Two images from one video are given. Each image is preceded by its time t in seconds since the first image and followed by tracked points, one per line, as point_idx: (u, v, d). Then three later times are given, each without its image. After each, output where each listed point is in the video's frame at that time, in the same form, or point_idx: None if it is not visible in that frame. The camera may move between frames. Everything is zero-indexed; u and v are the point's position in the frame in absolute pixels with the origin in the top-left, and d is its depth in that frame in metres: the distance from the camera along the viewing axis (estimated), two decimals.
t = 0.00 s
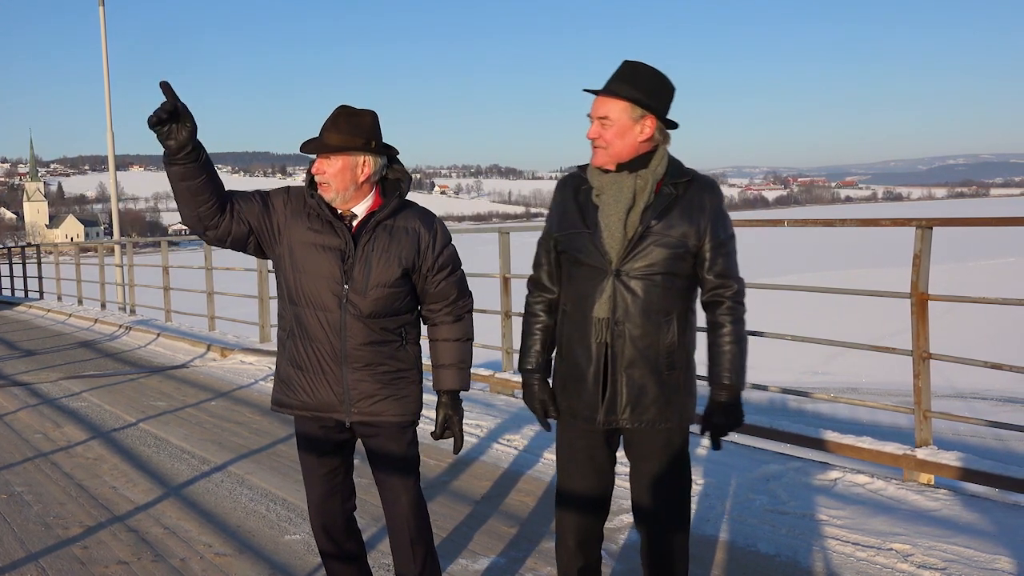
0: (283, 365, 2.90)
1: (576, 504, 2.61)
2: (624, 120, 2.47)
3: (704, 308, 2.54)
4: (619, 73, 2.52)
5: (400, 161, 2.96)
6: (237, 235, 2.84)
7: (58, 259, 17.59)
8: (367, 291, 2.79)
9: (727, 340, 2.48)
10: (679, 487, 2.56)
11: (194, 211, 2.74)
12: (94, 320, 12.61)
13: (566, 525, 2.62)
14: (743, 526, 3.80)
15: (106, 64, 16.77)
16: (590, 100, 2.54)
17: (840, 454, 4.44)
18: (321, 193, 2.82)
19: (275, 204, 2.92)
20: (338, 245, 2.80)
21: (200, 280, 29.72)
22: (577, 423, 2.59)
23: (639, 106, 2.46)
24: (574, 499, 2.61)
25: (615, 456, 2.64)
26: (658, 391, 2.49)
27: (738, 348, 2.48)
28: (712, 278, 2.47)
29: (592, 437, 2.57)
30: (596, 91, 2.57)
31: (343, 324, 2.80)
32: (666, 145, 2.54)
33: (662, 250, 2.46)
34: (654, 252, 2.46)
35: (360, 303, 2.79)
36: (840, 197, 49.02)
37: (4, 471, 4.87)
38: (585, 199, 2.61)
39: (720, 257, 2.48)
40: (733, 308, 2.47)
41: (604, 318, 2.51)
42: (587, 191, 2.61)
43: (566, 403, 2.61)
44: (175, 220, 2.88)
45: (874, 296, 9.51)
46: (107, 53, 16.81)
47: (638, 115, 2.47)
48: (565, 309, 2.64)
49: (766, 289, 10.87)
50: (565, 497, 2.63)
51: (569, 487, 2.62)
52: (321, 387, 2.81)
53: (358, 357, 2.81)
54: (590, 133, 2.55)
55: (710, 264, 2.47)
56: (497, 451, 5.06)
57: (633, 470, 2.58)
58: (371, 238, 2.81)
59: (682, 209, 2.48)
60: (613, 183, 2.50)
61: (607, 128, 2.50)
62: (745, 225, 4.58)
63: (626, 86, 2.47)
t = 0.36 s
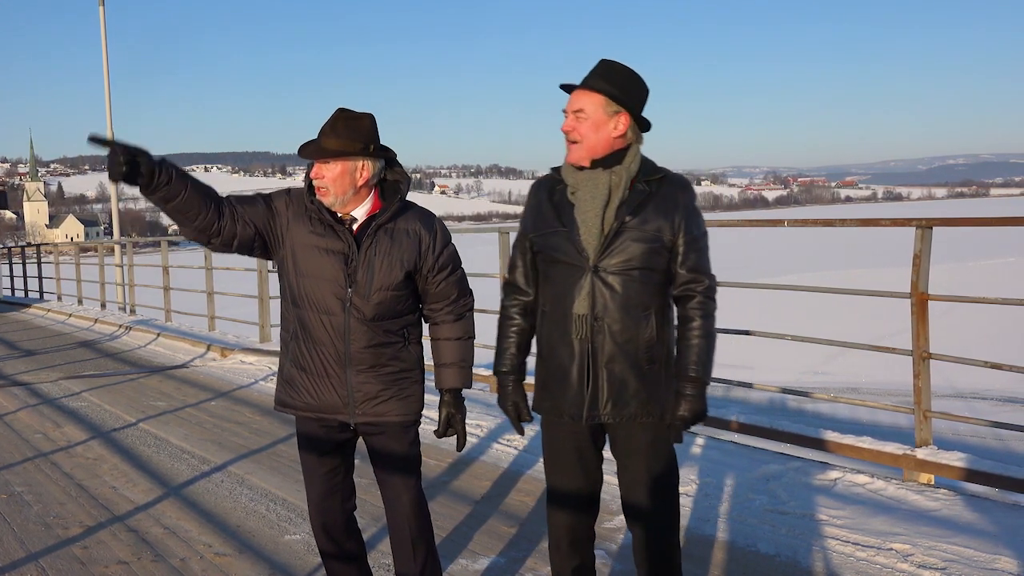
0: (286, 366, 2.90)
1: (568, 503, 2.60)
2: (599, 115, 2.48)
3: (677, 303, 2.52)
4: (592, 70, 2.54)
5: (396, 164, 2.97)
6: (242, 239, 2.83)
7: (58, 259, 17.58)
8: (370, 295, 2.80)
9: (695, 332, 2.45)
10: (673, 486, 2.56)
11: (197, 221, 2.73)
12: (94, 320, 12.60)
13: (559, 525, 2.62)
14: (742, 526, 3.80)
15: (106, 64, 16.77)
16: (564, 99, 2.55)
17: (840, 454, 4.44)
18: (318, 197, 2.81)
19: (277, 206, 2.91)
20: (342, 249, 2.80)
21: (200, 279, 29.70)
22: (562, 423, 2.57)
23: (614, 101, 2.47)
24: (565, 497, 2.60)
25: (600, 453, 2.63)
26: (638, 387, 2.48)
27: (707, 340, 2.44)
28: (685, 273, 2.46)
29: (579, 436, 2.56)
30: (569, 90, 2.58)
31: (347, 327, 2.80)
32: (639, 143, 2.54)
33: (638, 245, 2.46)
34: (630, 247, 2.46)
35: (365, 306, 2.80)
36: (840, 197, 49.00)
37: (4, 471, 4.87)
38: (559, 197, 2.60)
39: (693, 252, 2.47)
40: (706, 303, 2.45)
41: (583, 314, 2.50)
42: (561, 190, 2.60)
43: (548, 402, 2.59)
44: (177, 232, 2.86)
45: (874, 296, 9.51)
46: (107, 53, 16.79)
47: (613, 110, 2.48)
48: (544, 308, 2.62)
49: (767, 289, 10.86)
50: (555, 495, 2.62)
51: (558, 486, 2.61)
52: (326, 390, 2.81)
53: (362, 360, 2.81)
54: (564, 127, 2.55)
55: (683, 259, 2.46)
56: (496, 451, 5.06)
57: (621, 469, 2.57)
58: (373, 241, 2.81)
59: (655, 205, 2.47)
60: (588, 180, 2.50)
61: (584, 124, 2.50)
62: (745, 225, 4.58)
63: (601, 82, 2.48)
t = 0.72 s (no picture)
0: (287, 370, 2.91)
1: (558, 501, 2.59)
2: (578, 111, 2.49)
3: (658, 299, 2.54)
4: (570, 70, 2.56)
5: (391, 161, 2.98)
6: (242, 246, 2.84)
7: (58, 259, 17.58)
8: (371, 297, 2.80)
9: (678, 330, 2.48)
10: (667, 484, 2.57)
11: (195, 233, 2.76)
12: (94, 320, 12.60)
13: (550, 523, 2.61)
14: (742, 526, 3.80)
15: (106, 64, 16.74)
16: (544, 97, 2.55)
17: (840, 454, 4.44)
18: (324, 201, 2.80)
19: (276, 212, 2.92)
20: (343, 251, 2.80)
21: (200, 280, 29.71)
22: (551, 421, 2.55)
23: (593, 98, 2.49)
24: (557, 495, 2.59)
25: (588, 451, 2.62)
26: (624, 382, 2.48)
27: (691, 334, 2.47)
28: (667, 268, 2.47)
29: (568, 432, 2.55)
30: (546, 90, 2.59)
31: (349, 330, 2.80)
32: (615, 144, 2.56)
33: (619, 241, 2.47)
34: (611, 242, 2.47)
35: (366, 309, 2.80)
36: (840, 196, 49.00)
37: (4, 471, 4.87)
38: (538, 196, 2.59)
39: (672, 247, 2.49)
40: (687, 297, 2.48)
41: (567, 310, 2.49)
42: (539, 190, 2.59)
43: (534, 400, 2.56)
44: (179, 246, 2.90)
45: (874, 296, 9.50)
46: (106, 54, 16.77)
47: (592, 107, 2.49)
48: (526, 307, 2.60)
49: (767, 289, 10.86)
50: (544, 494, 2.61)
51: (547, 485, 2.60)
52: (328, 393, 2.81)
53: (364, 362, 2.81)
54: (542, 122, 2.55)
55: (664, 254, 2.48)
56: (496, 451, 5.06)
57: (609, 466, 2.57)
58: (373, 244, 2.82)
59: (634, 201, 2.49)
60: (567, 177, 2.49)
61: (565, 121, 2.50)
62: (745, 225, 4.58)
63: (580, 79, 2.50)
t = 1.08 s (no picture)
0: (286, 370, 2.91)
1: (554, 500, 2.58)
2: (565, 108, 2.50)
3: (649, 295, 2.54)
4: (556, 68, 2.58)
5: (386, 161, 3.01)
6: (242, 246, 2.83)
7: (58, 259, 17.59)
8: (371, 297, 2.80)
9: (671, 324, 2.48)
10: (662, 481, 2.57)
11: (196, 233, 2.75)
12: (94, 320, 12.61)
13: (548, 523, 2.60)
14: (742, 526, 3.80)
15: (107, 62, 16.70)
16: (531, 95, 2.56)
17: (839, 454, 4.44)
18: (327, 200, 2.79)
19: (277, 212, 2.91)
20: (343, 251, 2.81)
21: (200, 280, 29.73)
22: (546, 420, 2.55)
23: (580, 94, 2.49)
24: (552, 495, 2.58)
25: (582, 450, 2.62)
26: (617, 378, 2.49)
27: (683, 328, 2.48)
28: (657, 264, 2.49)
29: (560, 430, 2.54)
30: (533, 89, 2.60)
31: (348, 330, 2.80)
32: (601, 142, 2.56)
33: (608, 238, 2.47)
34: (600, 239, 2.47)
35: (366, 308, 2.80)
36: (840, 196, 49.00)
37: (4, 471, 4.87)
38: (524, 195, 2.59)
39: (661, 242, 2.50)
40: (678, 292, 2.49)
41: (558, 308, 2.49)
42: (526, 189, 2.59)
43: (527, 399, 2.55)
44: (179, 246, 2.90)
45: (873, 296, 9.50)
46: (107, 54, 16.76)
47: (578, 104, 2.50)
48: (516, 306, 2.59)
49: (767, 289, 10.85)
50: (540, 494, 2.60)
51: (542, 483, 2.59)
52: (328, 392, 2.81)
53: (364, 362, 2.81)
54: (528, 118, 2.56)
55: (653, 250, 2.49)
56: (496, 451, 5.06)
57: (603, 464, 2.56)
58: (373, 244, 2.82)
59: (622, 198, 2.50)
60: (556, 174, 2.50)
61: (554, 119, 2.51)
62: (745, 225, 4.57)
63: (567, 76, 2.51)
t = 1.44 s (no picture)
0: (286, 370, 2.90)
1: (559, 502, 2.58)
2: (553, 111, 2.48)
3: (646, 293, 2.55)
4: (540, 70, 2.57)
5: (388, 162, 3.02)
6: (243, 246, 2.83)
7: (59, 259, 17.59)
8: (370, 297, 2.80)
9: (670, 321, 2.49)
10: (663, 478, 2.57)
11: (196, 232, 2.75)
12: (95, 320, 12.61)
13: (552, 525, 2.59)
14: (743, 526, 3.80)
15: (108, 60, 16.64)
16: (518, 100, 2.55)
17: (840, 454, 4.44)
18: (327, 199, 2.79)
19: (278, 211, 2.91)
20: (343, 252, 2.81)
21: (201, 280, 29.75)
22: (549, 423, 2.55)
23: (566, 97, 2.48)
24: (555, 495, 2.57)
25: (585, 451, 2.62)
26: (620, 379, 2.49)
27: (683, 324, 2.48)
28: (654, 261, 2.49)
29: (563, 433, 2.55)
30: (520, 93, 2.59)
31: (348, 330, 2.80)
32: (590, 143, 2.56)
33: (605, 239, 2.48)
34: (598, 241, 2.48)
35: (368, 308, 2.81)
36: (841, 196, 48.99)
37: (5, 471, 4.87)
38: (519, 200, 2.58)
39: (656, 240, 2.51)
40: (676, 288, 2.50)
41: (559, 312, 2.48)
42: (519, 194, 2.58)
43: (534, 403, 2.55)
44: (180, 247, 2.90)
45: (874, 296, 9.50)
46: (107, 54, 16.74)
47: (565, 106, 2.49)
48: (515, 311, 2.59)
49: (768, 289, 10.86)
50: (544, 497, 2.59)
51: (547, 486, 2.59)
52: (328, 393, 2.81)
53: (364, 362, 2.81)
54: (516, 124, 2.54)
55: (649, 248, 2.50)
56: (497, 451, 5.06)
57: (607, 463, 2.56)
58: (373, 244, 2.82)
59: (616, 198, 2.51)
60: (549, 179, 2.49)
61: (543, 122, 2.49)
62: (745, 225, 4.58)
63: (552, 79, 2.49)
